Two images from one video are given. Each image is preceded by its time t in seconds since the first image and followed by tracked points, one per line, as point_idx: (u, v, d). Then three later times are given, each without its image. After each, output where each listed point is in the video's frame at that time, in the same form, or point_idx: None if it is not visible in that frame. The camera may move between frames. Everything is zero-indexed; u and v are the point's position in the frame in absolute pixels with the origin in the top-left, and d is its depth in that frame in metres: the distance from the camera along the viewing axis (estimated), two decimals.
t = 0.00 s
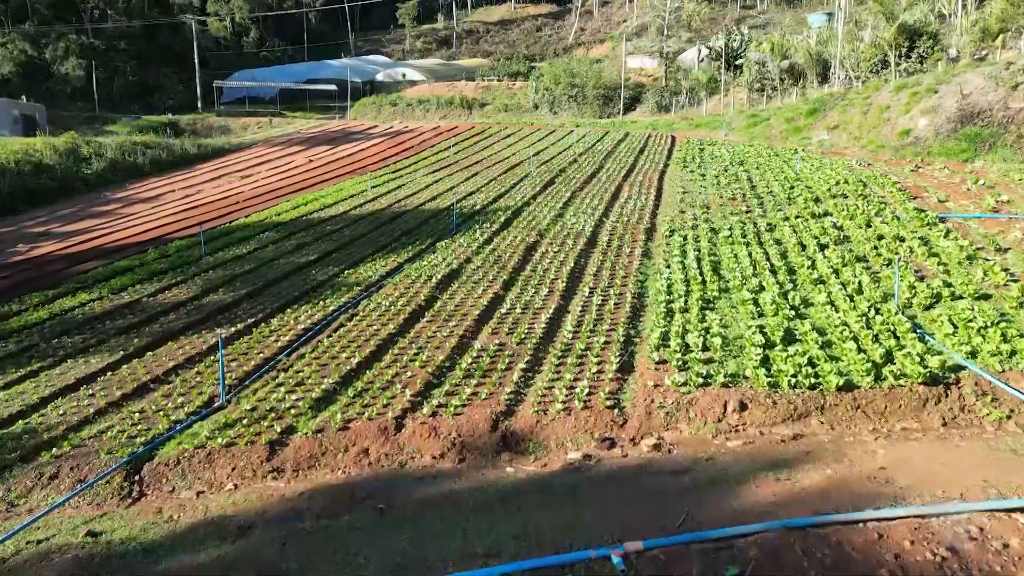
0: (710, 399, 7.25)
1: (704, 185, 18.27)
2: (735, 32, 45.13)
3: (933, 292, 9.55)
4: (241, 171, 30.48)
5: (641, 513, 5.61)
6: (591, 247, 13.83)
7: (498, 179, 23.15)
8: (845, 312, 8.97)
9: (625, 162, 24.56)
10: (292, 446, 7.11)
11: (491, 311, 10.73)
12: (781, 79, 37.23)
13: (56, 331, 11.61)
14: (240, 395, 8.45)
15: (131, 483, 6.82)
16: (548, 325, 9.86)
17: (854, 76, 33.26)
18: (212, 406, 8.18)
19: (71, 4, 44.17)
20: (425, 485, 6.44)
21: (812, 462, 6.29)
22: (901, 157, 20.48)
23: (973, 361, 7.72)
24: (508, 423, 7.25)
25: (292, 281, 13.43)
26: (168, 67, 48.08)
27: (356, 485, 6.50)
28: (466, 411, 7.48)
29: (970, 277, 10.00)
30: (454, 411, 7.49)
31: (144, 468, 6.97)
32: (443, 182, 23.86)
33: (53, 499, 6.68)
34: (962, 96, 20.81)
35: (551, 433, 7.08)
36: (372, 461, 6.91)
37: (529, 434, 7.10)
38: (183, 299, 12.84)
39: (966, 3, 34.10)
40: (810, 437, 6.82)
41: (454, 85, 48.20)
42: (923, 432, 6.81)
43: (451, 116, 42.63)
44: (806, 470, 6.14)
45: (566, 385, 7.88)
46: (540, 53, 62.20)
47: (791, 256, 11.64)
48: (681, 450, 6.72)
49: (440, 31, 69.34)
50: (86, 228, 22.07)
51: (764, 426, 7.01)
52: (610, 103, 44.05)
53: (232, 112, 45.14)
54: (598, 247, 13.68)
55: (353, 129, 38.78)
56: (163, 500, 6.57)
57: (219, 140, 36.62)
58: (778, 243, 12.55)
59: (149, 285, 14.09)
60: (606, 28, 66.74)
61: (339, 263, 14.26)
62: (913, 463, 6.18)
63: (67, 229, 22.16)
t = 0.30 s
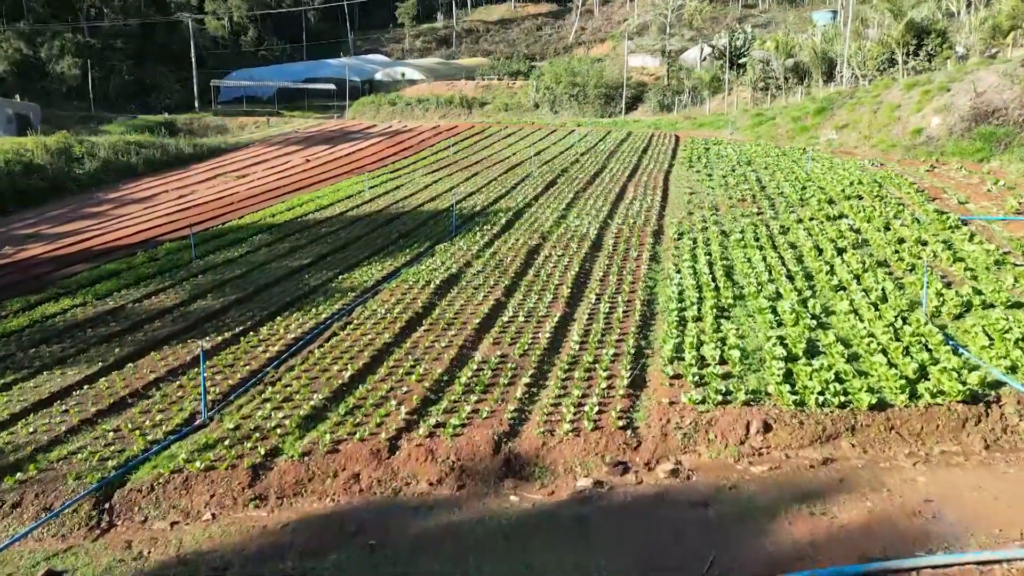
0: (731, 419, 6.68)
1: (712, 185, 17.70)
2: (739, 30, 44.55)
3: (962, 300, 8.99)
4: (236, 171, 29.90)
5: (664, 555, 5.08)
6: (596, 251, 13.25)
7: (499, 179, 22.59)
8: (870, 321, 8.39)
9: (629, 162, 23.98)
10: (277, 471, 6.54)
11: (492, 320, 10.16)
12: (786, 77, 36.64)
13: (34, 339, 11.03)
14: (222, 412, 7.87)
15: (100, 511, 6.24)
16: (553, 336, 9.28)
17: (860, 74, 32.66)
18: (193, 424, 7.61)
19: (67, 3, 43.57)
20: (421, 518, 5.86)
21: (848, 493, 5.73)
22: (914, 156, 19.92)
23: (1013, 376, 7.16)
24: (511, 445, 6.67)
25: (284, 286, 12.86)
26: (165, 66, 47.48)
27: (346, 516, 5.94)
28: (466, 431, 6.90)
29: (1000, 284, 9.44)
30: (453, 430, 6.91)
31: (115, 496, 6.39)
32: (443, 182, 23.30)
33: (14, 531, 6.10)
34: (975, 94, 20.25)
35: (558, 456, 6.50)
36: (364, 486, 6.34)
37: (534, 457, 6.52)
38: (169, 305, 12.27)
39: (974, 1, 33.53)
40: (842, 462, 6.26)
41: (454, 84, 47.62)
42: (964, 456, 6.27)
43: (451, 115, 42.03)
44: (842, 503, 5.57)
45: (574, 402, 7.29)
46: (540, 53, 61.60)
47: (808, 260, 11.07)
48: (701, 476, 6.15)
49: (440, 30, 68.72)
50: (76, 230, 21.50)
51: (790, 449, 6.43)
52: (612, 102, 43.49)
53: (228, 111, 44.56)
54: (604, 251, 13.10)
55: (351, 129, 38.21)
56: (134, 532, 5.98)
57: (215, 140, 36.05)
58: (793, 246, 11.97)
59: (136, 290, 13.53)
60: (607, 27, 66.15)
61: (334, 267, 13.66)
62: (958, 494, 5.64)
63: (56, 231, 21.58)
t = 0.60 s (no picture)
0: (755, 443, 6.10)
1: (720, 186, 17.12)
2: (742, 27, 43.95)
3: (997, 309, 8.41)
4: (231, 171, 29.31)
5: None
6: (602, 255, 12.67)
7: (500, 179, 22.02)
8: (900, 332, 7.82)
9: (633, 162, 23.42)
10: (258, 500, 5.97)
11: (493, 329, 9.57)
12: (790, 76, 36.05)
13: (10, 348, 10.45)
14: (202, 432, 7.29)
15: (63, 546, 5.68)
16: (558, 347, 8.70)
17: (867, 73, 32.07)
18: (170, 445, 7.04)
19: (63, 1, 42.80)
20: (416, 557, 5.28)
21: (891, 532, 5.20)
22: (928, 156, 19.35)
23: None
24: (514, 471, 6.09)
25: (276, 291, 12.29)
26: (163, 65, 46.90)
27: (333, 553, 5.37)
28: (465, 455, 6.32)
29: None
30: (450, 454, 6.33)
31: (80, 529, 5.82)
32: (442, 182, 22.74)
33: None
34: (990, 91, 19.71)
35: (568, 483, 5.93)
36: (354, 518, 5.77)
37: (540, 486, 5.94)
38: (154, 312, 11.68)
39: None
40: (880, 492, 5.70)
41: (453, 83, 47.06)
42: (1013, 485, 5.72)
43: (450, 114, 41.47)
44: (886, 544, 5.08)
45: (582, 422, 6.70)
46: (541, 52, 61.01)
47: (827, 265, 10.50)
48: (725, 509, 5.58)
49: (439, 29, 68.13)
50: (65, 231, 20.92)
51: (821, 476, 5.86)
52: (613, 101, 42.92)
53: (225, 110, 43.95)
54: (610, 255, 12.52)
55: (349, 128, 37.65)
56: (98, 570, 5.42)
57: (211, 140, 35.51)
58: (809, 250, 11.39)
59: (121, 296, 12.96)
60: (608, 26, 65.56)
61: (327, 271, 13.08)
62: (1013, 532, 5.13)
63: (45, 232, 20.99)
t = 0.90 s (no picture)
0: (784, 472, 5.53)
1: (729, 186, 16.56)
2: (745, 26, 43.38)
3: None
4: (226, 171, 28.71)
5: None
6: (609, 259, 12.09)
7: (500, 179, 21.47)
8: (934, 345, 7.24)
9: (637, 162, 22.86)
10: (236, 537, 5.40)
11: (494, 340, 8.98)
12: (795, 74, 35.48)
13: None
14: (179, 455, 6.71)
15: None
16: (564, 360, 8.11)
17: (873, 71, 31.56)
18: (143, 471, 6.46)
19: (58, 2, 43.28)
20: None
21: None
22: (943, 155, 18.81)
23: None
24: (518, 504, 5.52)
25: (267, 297, 11.71)
26: (160, 64, 45.99)
27: None
28: (464, 485, 5.74)
29: None
30: (448, 483, 5.75)
31: (36, 570, 5.25)
32: (442, 182, 22.20)
33: None
34: (1005, 90, 19.32)
35: (578, 518, 5.35)
36: (341, 558, 5.20)
37: (547, 522, 5.36)
38: (137, 319, 11.08)
39: None
40: (928, 530, 5.12)
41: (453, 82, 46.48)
42: None
43: (450, 114, 40.92)
44: None
45: (593, 446, 6.14)
46: (541, 51, 60.42)
47: (848, 271, 9.94)
48: (753, 551, 5.01)
49: (439, 28, 67.53)
50: (53, 233, 20.34)
51: (861, 512, 5.29)
52: (614, 101, 42.38)
53: (223, 109, 43.34)
54: (617, 259, 11.95)
55: (347, 128, 37.10)
56: None
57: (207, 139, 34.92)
58: (828, 255, 10.81)
59: (105, 302, 12.37)
60: (609, 25, 65.00)
61: (320, 276, 12.50)
62: None
63: (33, 234, 20.41)
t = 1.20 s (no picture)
0: (821, 509, 4.94)
1: (739, 187, 15.97)
2: (748, 24, 42.80)
3: None
4: (220, 171, 28.11)
5: None
6: (616, 264, 11.50)
7: (501, 179, 20.90)
8: (975, 361, 6.66)
9: (641, 161, 22.27)
10: None
11: (494, 352, 8.40)
12: (800, 73, 34.90)
13: None
14: (151, 483, 6.14)
15: None
16: (571, 376, 7.52)
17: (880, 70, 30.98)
18: (110, 501, 5.89)
19: None
20: None
21: None
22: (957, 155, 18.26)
23: None
24: (524, 545, 4.93)
25: (256, 304, 11.12)
26: (157, 63, 45.21)
27: None
28: (463, 523, 5.16)
29: None
30: (445, 520, 5.16)
31: None
32: (441, 183, 21.64)
33: None
34: (1020, 88, 18.89)
35: (591, 562, 4.78)
36: None
37: (555, 566, 4.78)
38: (119, 328, 10.48)
39: None
40: None
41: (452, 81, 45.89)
42: None
43: (450, 113, 40.35)
44: None
45: (605, 476, 5.57)
46: (541, 50, 59.79)
47: (871, 278, 9.36)
48: None
49: (438, 27, 66.90)
50: (42, 235, 19.81)
51: (908, 554, 4.71)
52: (616, 100, 41.80)
53: (220, 109, 42.72)
54: (624, 264, 11.36)
55: (345, 127, 36.53)
56: None
57: (202, 138, 34.30)
58: (847, 260, 10.23)
59: (87, 309, 11.78)
60: (609, 23, 64.43)
61: (312, 282, 11.93)
62: None
63: (21, 236, 19.81)
